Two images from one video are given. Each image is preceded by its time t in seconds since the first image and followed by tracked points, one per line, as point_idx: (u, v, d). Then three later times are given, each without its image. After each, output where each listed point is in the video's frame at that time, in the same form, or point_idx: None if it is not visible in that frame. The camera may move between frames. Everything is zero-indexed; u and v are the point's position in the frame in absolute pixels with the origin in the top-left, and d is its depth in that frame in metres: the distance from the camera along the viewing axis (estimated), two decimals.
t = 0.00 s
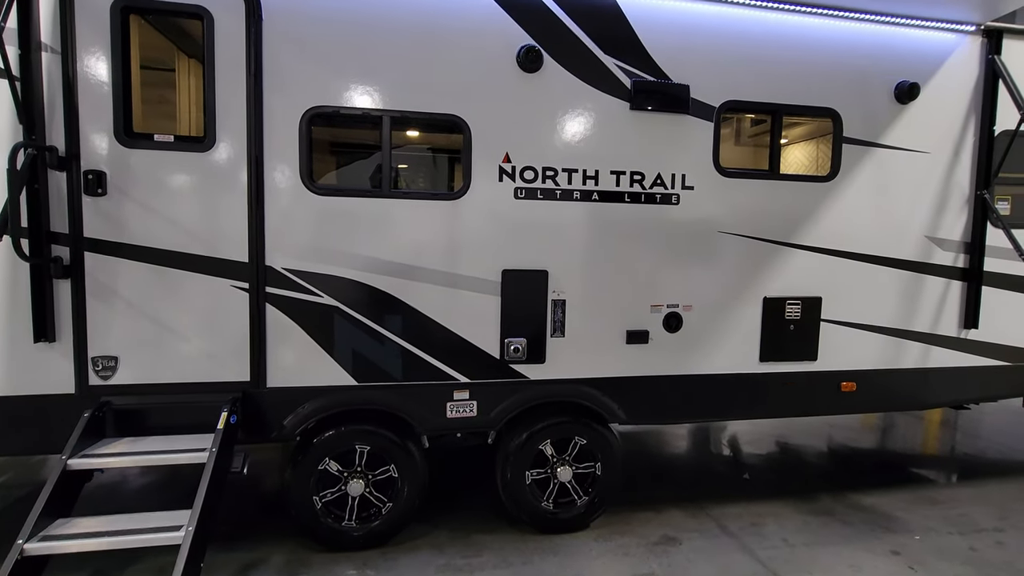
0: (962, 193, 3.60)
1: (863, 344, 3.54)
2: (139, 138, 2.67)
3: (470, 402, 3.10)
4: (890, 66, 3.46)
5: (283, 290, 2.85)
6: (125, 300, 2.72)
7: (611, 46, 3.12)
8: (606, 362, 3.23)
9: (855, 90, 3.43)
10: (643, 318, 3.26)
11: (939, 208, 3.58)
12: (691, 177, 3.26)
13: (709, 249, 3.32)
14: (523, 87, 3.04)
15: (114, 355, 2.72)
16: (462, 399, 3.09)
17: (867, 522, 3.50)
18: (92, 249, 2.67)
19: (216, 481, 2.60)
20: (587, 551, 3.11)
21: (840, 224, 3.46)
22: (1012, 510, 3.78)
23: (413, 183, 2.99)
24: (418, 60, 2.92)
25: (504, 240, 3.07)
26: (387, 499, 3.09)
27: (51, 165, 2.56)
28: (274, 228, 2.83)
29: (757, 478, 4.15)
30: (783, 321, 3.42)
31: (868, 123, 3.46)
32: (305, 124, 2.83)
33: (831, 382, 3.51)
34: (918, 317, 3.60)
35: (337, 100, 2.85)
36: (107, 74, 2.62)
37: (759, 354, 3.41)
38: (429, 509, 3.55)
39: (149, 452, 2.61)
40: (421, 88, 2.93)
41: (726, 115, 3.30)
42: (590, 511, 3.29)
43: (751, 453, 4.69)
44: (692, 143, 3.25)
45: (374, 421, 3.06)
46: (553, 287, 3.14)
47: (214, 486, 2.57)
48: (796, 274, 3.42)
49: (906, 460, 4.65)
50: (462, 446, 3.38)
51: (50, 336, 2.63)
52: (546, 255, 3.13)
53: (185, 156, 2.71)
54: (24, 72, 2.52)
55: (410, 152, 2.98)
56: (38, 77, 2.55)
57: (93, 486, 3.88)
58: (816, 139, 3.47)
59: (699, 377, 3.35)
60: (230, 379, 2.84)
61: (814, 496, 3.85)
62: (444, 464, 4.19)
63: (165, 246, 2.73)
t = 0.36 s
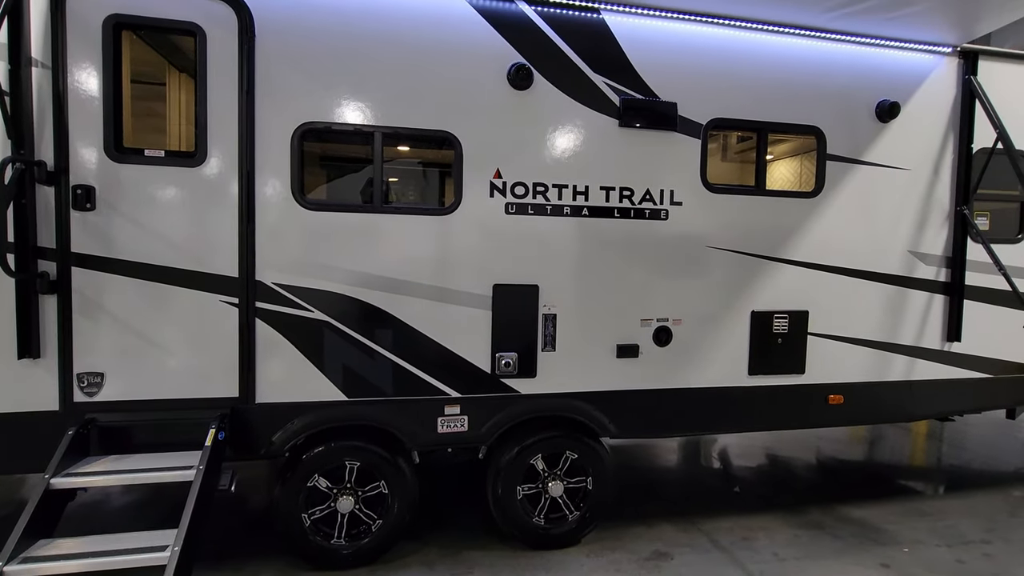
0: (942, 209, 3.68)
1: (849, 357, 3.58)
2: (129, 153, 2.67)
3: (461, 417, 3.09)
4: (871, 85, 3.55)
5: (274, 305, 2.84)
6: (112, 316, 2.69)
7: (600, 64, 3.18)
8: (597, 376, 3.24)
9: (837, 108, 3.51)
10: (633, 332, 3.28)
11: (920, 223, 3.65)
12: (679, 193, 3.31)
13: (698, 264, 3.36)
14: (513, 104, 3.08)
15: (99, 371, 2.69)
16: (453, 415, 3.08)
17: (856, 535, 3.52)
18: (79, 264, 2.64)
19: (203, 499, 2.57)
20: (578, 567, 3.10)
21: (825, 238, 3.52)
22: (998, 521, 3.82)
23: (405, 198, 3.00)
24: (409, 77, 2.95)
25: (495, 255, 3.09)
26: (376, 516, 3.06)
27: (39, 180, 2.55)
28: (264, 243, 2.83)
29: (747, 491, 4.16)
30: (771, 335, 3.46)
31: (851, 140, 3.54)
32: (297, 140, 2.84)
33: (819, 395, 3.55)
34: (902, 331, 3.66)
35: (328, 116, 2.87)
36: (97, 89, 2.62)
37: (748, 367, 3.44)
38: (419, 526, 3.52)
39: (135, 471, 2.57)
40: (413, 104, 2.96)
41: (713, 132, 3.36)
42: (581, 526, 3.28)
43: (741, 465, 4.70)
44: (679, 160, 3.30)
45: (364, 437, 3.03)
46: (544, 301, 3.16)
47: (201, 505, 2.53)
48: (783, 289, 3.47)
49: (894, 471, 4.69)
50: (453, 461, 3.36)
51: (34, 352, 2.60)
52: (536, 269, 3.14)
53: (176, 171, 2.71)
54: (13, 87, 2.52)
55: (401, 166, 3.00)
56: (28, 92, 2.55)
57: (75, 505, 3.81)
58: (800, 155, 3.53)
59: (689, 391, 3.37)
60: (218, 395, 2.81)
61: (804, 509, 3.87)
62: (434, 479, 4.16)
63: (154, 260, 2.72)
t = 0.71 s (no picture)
0: (929, 223, 3.74)
1: (840, 370, 3.61)
2: (121, 168, 2.67)
3: (454, 432, 3.08)
4: (857, 102, 3.62)
5: (266, 320, 2.83)
6: (102, 331, 2.68)
7: (591, 81, 3.22)
8: (589, 390, 3.24)
9: (824, 125, 3.57)
10: (626, 346, 3.29)
11: (907, 238, 3.70)
12: (670, 208, 3.34)
13: (689, 278, 3.38)
14: (506, 121, 3.11)
15: (88, 388, 2.66)
16: (446, 429, 3.07)
17: (850, 549, 3.52)
18: (69, 279, 2.63)
19: (192, 516, 2.54)
20: None
21: (814, 253, 3.56)
22: (990, 534, 3.83)
23: (398, 213, 3.02)
24: (403, 93, 2.97)
25: (488, 270, 3.10)
26: (368, 533, 3.03)
27: (30, 196, 2.54)
28: (257, 258, 2.82)
29: (741, 505, 4.16)
30: (762, 348, 3.48)
31: (838, 156, 3.59)
32: (290, 156, 2.85)
33: (811, 408, 3.56)
34: (892, 344, 3.69)
35: (322, 132, 2.88)
36: (90, 104, 2.63)
37: (740, 381, 3.46)
38: (411, 543, 3.49)
39: (122, 488, 2.54)
40: (407, 120, 2.98)
41: (703, 149, 3.41)
42: (575, 542, 3.26)
43: (735, 479, 4.70)
44: (670, 175, 3.34)
45: (356, 453, 3.01)
46: (536, 316, 3.17)
47: (190, 522, 2.50)
48: (773, 302, 3.50)
49: (887, 484, 4.70)
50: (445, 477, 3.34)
51: (21, 368, 2.57)
52: (529, 284, 3.16)
53: (168, 187, 2.71)
54: (6, 103, 2.52)
55: (394, 180, 3.02)
56: (21, 108, 2.55)
57: (60, 524, 3.74)
58: (788, 171, 3.58)
59: (682, 405, 3.38)
60: (208, 412, 2.79)
61: (798, 523, 3.86)
62: (426, 496, 4.12)
63: (145, 275, 2.71)
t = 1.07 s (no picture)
0: (917, 237, 3.78)
1: (832, 383, 3.62)
2: (114, 183, 2.67)
3: (446, 447, 3.06)
4: (845, 118, 3.67)
5: (258, 334, 2.83)
6: (92, 346, 2.66)
7: (582, 97, 3.26)
8: (582, 404, 3.24)
9: (813, 141, 3.61)
10: (619, 360, 3.29)
11: (897, 251, 3.74)
12: (662, 222, 3.37)
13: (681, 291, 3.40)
14: (498, 136, 3.14)
15: (76, 404, 2.64)
16: (438, 444, 3.05)
17: (844, 563, 3.51)
18: (60, 294, 2.62)
19: (180, 534, 2.51)
20: None
21: (805, 267, 3.59)
22: (985, 548, 3.82)
23: (391, 228, 3.03)
24: (396, 109, 3.00)
25: (481, 284, 3.11)
26: (359, 549, 3.00)
27: (22, 211, 2.54)
28: (249, 272, 2.82)
29: (736, 520, 4.14)
30: (754, 362, 3.49)
31: (827, 171, 3.64)
32: (284, 170, 2.86)
33: (803, 422, 3.57)
34: (883, 357, 3.71)
35: (315, 147, 2.90)
36: (84, 120, 2.64)
37: (733, 394, 3.46)
38: (403, 560, 3.45)
39: (109, 505, 2.51)
40: (400, 135, 3.01)
41: (694, 164, 3.44)
42: (568, 557, 3.24)
43: (730, 493, 4.68)
44: (661, 190, 3.37)
45: (348, 468, 2.99)
46: (529, 330, 3.17)
47: (178, 540, 2.47)
48: (765, 316, 3.52)
49: (882, 498, 4.69)
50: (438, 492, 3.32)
51: (9, 383, 2.55)
52: (522, 297, 3.16)
53: (161, 201, 2.71)
54: None
55: (387, 195, 3.03)
56: (14, 123, 2.56)
57: (46, 542, 3.69)
58: (778, 185, 3.61)
59: (675, 418, 3.38)
60: (198, 427, 2.77)
61: (793, 538, 3.85)
62: (419, 511, 4.09)
63: (137, 290, 2.70)
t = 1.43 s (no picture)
0: (905, 248, 3.80)
1: (823, 394, 3.62)
2: (101, 194, 2.66)
3: (435, 459, 3.04)
4: (833, 131, 3.71)
5: (246, 346, 2.81)
6: (77, 358, 2.64)
7: (572, 110, 3.28)
8: (573, 416, 3.22)
9: (801, 153, 3.64)
10: (609, 371, 3.29)
11: (886, 263, 3.76)
12: (652, 233, 3.38)
13: (672, 302, 3.40)
14: (488, 148, 3.16)
15: (60, 417, 2.61)
16: (427, 457, 3.03)
17: None
18: (45, 305, 2.60)
19: (163, 549, 2.47)
20: None
21: (795, 277, 3.60)
22: (978, 560, 3.81)
23: (380, 239, 3.03)
24: (386, 120, 3.01)
25: (471, 295, 3.10)
26: (347, 564, 2.96)
27: (8, 222, 2.53)
28: (238, 283, 2.81)
29: (729, 532, 4.11)
30: (745, 373, 3.49)
31: (815, 183, 3.67)
32: (273, 182, 2.86)
33: (795, 433, 3.56)
34: (873, 368, 3.72)
35: (305, 159, 2.90)
36: (72, 131, 2.63)
37: (724, 405, 3.45)
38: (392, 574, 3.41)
39: (90, 520, 2.47)
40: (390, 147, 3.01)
41: (683, 175, 3.46)
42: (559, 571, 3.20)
43: (725, 505, 4.66)
44: (651, 202, 3.39)
45: (336, 481, 2.96)
46: (519, 341, 3.16)
47: (161, 555, 2.43)
48: (755, 327, 3.52)
49: (876, 509, 4.67)
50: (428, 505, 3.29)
51: None
52: (512, 309, 3.16)
53: (149, 213, 2.71)
54: None
55: (377, 207, 3.03)
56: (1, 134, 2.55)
57: (31, 557, 3.63)
58: (767, 198, 3.65)
59: (666, 430, 3.37)
60: (183, 440, 2.74)
61: (786, 550, 3.82)
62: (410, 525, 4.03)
63: (123, 302, 2.69)
